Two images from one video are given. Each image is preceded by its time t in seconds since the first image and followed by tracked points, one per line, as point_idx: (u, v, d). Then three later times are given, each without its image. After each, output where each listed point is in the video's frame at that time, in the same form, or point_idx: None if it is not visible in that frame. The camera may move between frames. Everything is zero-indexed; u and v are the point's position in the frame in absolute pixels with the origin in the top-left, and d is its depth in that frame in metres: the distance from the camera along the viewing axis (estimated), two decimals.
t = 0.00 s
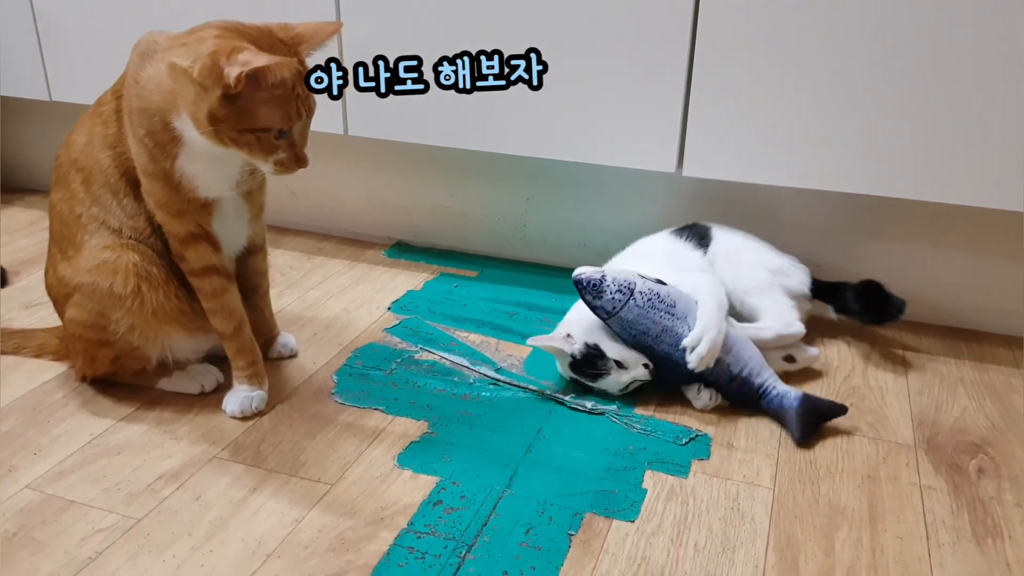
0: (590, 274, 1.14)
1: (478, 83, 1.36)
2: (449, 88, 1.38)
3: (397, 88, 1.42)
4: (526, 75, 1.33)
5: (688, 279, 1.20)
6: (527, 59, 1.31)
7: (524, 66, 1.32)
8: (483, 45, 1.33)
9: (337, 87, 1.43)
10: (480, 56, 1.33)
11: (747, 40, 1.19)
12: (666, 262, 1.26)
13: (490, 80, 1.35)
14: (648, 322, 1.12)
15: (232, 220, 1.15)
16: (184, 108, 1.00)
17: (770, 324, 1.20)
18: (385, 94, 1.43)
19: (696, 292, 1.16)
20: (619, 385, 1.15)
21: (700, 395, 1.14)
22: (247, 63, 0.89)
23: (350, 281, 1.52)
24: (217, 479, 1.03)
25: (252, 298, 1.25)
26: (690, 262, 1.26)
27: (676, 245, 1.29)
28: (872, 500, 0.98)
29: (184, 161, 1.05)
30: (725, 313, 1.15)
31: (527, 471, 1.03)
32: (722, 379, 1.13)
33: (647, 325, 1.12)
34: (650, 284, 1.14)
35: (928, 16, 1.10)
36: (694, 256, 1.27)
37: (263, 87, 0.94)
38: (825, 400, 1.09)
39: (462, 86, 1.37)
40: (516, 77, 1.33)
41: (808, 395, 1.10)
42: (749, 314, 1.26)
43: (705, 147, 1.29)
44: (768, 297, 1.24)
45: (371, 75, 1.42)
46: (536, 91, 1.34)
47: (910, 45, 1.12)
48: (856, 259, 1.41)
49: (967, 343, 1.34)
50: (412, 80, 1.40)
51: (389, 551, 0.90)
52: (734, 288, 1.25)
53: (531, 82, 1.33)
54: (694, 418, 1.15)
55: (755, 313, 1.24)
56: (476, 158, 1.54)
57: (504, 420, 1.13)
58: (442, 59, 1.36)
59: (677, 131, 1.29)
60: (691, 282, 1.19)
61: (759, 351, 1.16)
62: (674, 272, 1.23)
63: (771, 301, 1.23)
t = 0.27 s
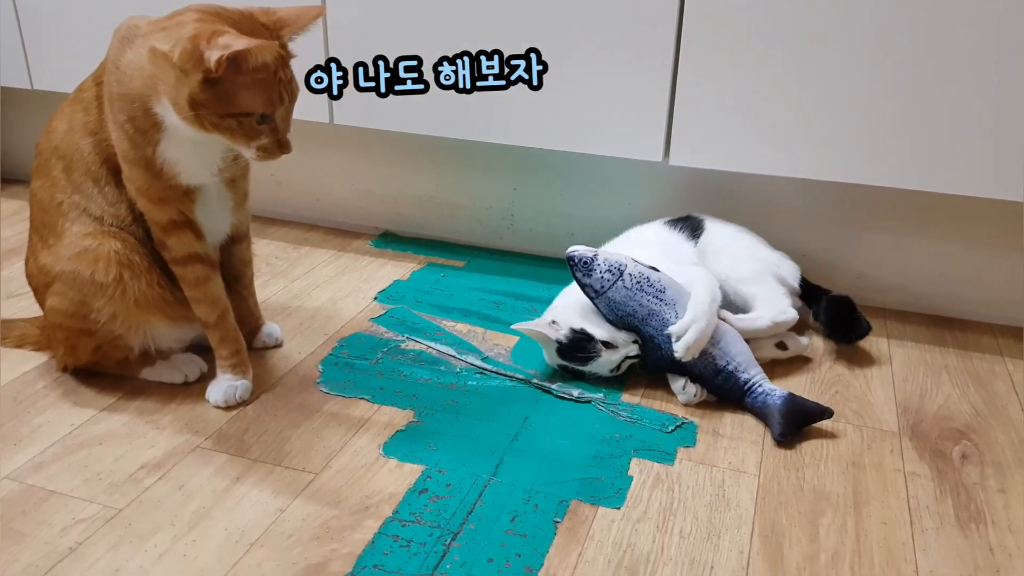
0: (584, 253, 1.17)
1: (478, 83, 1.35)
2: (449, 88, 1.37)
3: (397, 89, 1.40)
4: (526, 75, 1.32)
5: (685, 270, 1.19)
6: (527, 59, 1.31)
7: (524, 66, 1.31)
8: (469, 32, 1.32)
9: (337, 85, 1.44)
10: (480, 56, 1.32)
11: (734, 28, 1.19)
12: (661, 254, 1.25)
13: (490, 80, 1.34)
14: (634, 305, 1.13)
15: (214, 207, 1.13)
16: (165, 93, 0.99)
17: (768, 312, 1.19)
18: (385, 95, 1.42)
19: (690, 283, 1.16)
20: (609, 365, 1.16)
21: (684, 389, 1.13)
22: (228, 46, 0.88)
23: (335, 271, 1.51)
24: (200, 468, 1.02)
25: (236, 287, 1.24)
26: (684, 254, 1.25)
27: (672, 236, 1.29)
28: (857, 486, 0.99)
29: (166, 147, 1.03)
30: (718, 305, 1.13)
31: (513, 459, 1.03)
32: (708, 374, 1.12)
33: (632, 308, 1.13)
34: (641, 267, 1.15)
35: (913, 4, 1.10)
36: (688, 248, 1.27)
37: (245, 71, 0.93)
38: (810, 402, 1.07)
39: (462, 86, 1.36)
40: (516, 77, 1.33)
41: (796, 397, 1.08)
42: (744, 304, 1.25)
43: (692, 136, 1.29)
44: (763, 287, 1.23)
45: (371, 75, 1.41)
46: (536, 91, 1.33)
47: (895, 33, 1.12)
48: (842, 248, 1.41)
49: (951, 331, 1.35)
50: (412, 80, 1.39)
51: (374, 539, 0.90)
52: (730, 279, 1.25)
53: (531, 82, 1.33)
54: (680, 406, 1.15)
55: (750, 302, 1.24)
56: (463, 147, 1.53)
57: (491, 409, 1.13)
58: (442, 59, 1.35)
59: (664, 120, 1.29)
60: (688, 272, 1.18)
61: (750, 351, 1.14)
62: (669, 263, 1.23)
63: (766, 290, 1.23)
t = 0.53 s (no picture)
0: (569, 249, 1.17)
1: (478, 83, 1.34)
2: (449, 88, 1.36)
3: (397, 89, 1.39)
4: (526, 75, 1.32)
5: (668, 264, 1.19)
6: (527, 59, 1.30)
7: (524, 66, 1.31)
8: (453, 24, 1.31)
9: (337, 85, 1.42)
10: (480, 56, 1.31)
11: (719, 19, 1.18)
12: (646, 246, 1.25)
13: (490, 80, 1.33)
14: (617, 301, 1.13)
15: (195, 200, 1.12)
16: (142, 85, 0.98)
17: (756, 302, 1.19)
18: (385, 95, 1.40)
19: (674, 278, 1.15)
20: (587, 366, 1.15)
21: (673, 386, 1.12)
22: (204, 37, 0.87)
23: (320, 265, 1.50)
24: (182, 463, 1.01)
25: (217, 280, 1.23)
26: (669, 247, 1.26)
27: (655, 229, 1.29)
28: (840, 477, 0.99)
29: (144, 140, 1.02)
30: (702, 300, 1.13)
31: (497, 452, 1.02)
32: (696, 370, 1.10)
33: (615, 303, 1.13)
34: (624, 263, 1.15)
35: None
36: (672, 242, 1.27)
37: (222, 62, 0.92)
38: (799, 399, 1.05)
39: (462, 86, 1.35)
40: (516, 77, 1.32)
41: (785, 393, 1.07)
42: (732, 294, 1.25)
43: (677, 128, 1.28)
44: (748, 275, 1.23)
45: (371, 76, 1.39)
46: (536, 91, 1.32)
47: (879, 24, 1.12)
48: (827, 240, 1.41)
49: (936, 322, 1.35)
50: (412, 80, 1.37)
51: (357, 533, 0.89)
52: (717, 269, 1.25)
53: (531, 82, 1.32)
54: (665, 398, 1.14)
55: (737, 291, 1.23)
56: (449, 140, 1.53)
57: (475, 402, 1.12)
58: (442, 59, 1.34)
59: (649, 112, 1.28)
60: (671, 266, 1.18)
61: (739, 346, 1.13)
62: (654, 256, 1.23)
63: (753, 279, 1.22)
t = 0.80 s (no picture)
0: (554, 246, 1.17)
1: (478, 83, 1.33)
2: (449, 88, 1.36)
3: (397, 89, 1.38)
4: (526, 75, 1.31)
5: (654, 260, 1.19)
6: (527, 59, 1.29)
7: (524, 66, 1.30)
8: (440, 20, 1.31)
9: (337, 85, 1.41)
10: (480, 56, 1.31)
11: (705, 14, 1.18)
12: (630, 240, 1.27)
13: (490, 80, 1.32)
14: (603, 297, 1.13)
15: (180, 197, 1.12)
16: (125, 81, 0.98)
17: (743, 296, 1.19)
18: (385, 95, 1.40)
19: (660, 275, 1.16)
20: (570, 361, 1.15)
21: (663, 382, 1.12)
22: (186, 32, 0.87)
23: (308, 263, 1.51)
24: (168, 461, 1.01)
25: (204, 278, 1.23)
26: (653, 243, 1.27)
27: (640, 225, 1.30)
28: (827, 470, 0.99)
29: (128, 137, 1.02)
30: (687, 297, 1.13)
31: (484, 448, 1.02)
32: (684, 365, 1.11)
33: (601, 300, 1.13)
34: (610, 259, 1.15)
35: None
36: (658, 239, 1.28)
37: (204, 58, 0.92)
38: (788, 395, 1.05)
39: (462, 86, 1.35)
40: (516, 77, 1.32)
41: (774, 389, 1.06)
42: (719, 288, 1.25)
43: (664, 124, 1.28)
44: (734, 269, 1.23)
45: (371, 76, 1.38)
46: (536, 91, 1.32)
47: (865, 19, 1.12)
48: (814, 234, 1.41)
49: (923, 317, 1.36)
50: (412, 80, 1.37)
51: (344, 530, 0.89)
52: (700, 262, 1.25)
53: (531, 82, 1.31)
54: (653, 393, 1.15)
55: (724, 285, 1.24)
56: (437, 136, 1.53)
57: (463, 398, 1.12)
58: (442, 59, 1.33)
59: (635, 107, 1.28)
60: (656, 263, 1.18)
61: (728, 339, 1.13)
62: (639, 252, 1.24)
63: (739, 272, 1.22)
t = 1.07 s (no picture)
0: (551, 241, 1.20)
1: (478, 83, 1.33)
2: (449, 88, 1.35)
3: (397, 89, 1.38)
4: (526, 75, 1.31)
5: (645, 254, 1.20)
6: (527, 59, 1.29)
7: (523, 66, 1.30)
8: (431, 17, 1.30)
9: (337, 85, 1.41)
10: (480, 56, 1.30)
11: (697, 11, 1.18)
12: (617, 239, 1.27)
13: (490, 80, 1.32)
14: (595, 295, 1.16)
15: (170, 194, 1.11)
16: (113, 77, 0.97)
17: (737, 286, 1.19)
18: (385, 95, 1.39)
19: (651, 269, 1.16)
20: (552, 326, 1.16)
21: (654, 376, 1.13)
22: (174, 27, 0.86)
23: (299, 261, 1.51)
24: (157, 459, 1.00)
25: (194, 275, 1.23)
26: (640, 241, 1.28)
27: (625, 224, 1.30)
28: (819, 466, 0.99)
29: (117, 133, 1.01)
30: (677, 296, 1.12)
31: (476, 446, 1.01)
32: (674, 364, 1.10)
33: (592, 297, 1.16)
34: (602, 256, 1.17)
35: None
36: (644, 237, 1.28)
37: (193, 53, 0.92)
38: (774, 394, 1.04)
39: (462, 86, 1.34)
40: (516, 77, 1.31)
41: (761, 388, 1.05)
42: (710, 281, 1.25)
43: (656, 121, 1.28)
44: (724, 261, 1.22)
45: (371, 76, 1.37)
46: (537, 91, 1.31)
47: (856, 16, 1.12)
48: (805, 232, 1.42)
49: (914, 314, 1.36)
50: (412, 80, 1.36)
51: (334, 528, 0.88)
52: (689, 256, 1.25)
53: (531, 82, 1.31)
54: (644, 390, 1.15)
55: (716, 277, 1.23)
56: (429, 134, 1.53)
57: (454, 396, 1.11)
58: (442, 59, 1.33)
59: (627, 105, 1.28)
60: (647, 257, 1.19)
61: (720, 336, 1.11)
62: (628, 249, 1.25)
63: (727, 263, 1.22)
